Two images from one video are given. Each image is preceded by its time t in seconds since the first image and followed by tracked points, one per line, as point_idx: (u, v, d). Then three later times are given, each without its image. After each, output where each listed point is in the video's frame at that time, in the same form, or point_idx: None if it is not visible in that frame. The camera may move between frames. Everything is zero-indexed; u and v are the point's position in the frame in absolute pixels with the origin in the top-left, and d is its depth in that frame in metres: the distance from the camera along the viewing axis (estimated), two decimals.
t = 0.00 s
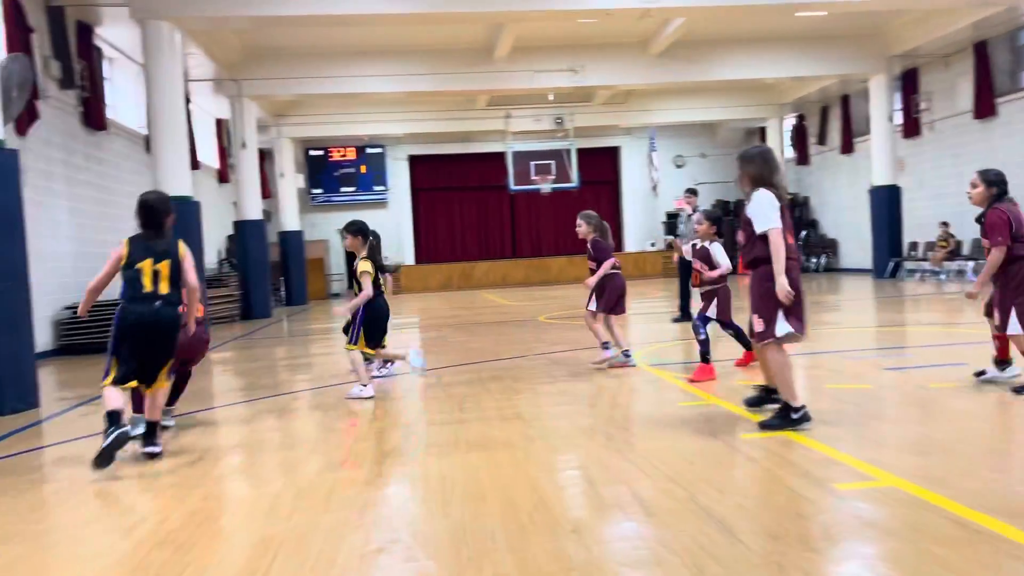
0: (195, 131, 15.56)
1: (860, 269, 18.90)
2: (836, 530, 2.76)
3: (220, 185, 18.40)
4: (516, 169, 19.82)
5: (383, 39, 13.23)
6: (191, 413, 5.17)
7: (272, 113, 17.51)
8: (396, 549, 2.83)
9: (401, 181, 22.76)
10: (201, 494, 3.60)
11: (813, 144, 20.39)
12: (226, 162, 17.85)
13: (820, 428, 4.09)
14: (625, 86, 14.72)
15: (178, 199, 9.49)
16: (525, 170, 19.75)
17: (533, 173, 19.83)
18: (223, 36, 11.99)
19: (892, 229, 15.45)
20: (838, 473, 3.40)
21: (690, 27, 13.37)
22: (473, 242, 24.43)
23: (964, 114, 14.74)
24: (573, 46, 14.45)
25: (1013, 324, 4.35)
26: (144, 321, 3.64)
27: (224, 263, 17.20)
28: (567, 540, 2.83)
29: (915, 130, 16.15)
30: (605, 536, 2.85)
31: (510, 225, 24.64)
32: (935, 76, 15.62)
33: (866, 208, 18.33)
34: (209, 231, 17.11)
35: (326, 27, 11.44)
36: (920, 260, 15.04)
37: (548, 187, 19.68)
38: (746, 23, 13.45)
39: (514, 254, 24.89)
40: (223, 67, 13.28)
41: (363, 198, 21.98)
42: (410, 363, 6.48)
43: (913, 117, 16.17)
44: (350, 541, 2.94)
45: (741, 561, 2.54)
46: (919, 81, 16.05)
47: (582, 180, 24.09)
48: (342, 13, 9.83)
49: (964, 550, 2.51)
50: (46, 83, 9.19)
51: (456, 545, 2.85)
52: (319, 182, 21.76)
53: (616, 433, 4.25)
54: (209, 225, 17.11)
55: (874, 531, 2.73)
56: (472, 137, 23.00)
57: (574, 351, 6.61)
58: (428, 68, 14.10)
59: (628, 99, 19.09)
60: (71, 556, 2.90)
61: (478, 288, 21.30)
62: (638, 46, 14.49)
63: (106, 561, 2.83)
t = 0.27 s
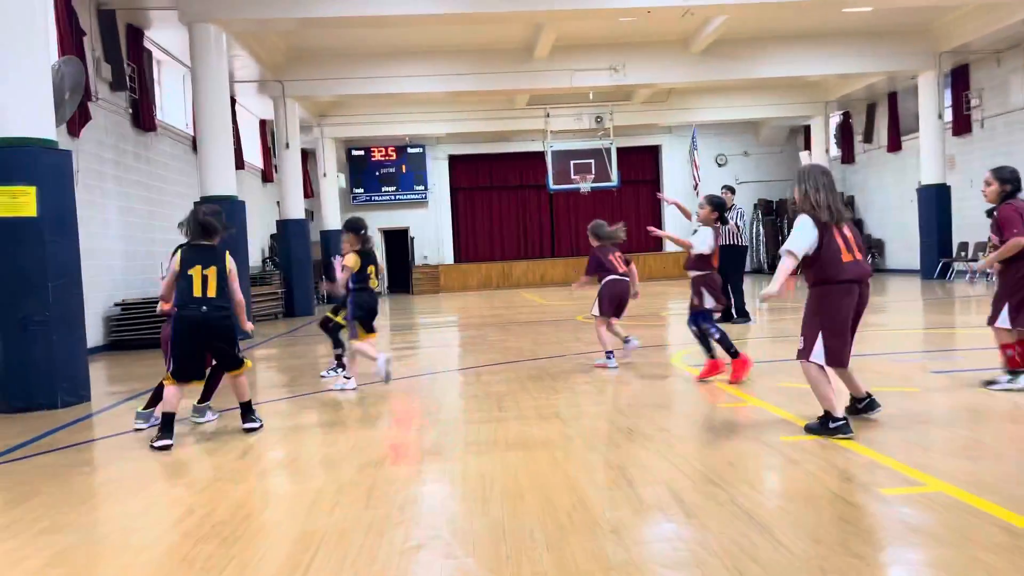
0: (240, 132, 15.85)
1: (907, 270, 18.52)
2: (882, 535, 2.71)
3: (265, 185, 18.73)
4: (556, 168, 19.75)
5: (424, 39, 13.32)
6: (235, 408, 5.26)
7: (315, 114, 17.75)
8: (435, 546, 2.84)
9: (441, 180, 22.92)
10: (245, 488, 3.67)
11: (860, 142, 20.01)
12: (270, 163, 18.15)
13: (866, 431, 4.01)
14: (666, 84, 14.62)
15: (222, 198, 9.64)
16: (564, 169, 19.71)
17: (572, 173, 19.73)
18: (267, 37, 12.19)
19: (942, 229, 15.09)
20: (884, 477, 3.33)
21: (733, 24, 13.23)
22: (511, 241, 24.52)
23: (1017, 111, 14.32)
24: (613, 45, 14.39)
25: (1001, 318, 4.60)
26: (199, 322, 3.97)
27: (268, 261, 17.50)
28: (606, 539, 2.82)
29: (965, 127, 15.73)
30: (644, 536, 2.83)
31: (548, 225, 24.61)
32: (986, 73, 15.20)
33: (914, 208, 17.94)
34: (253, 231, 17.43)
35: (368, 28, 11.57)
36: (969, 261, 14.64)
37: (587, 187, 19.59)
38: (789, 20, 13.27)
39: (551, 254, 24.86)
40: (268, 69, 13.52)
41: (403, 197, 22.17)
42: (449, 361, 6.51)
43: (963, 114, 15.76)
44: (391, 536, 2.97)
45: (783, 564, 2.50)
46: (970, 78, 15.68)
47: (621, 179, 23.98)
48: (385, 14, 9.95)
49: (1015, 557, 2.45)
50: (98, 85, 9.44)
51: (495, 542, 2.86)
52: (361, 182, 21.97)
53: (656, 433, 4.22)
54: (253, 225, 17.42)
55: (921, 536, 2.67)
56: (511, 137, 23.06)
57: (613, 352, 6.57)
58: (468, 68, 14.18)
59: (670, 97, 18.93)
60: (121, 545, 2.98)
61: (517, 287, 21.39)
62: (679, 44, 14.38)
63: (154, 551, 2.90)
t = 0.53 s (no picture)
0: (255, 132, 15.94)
1: (924, 270, 18.34)
2: (899, 537, 2.68)
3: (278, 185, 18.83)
4: (570, 167, 19.70)
5: (440, 39, 13.34)
6: (252, 407, 5.29)
7: (330, 114, 17.81)
8: (450, 545, 2.85)
9: (454, 180, 22.95)
10: (262, 487, 3.69)
11: (875, 141, 19.85)
12: (284, 163, 18.25)
13: (884, 433, 3.97)
14: (680, 83, 14.56)
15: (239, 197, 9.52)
16: (578, 169, 19.68)
17: (586, 172, 19.69)
18: (282, 38, 12.25)
19: (960, 228, 14.94)
20: (901, 479, 3.29)
21: (749, 22, 13.17)
22: (523, 241, 24.54)
23: None
24: (628, 45, 14.35)
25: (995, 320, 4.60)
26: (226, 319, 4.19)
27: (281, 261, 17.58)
28: (621, 539, 2.81)
29: (984, 125, 15.58)
30: (658, 537, 2.82)
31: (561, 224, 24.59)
32: (1005, 71, 15.04)
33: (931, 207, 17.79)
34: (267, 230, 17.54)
35: (383, 29, 11.59)
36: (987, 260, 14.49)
37: (601, 186, 19.52)
38: (807, 19, 13.18)
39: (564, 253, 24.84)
40: (284, 69, 13.60)
41: (417, 197, 22.22)
42: (465, 360, 6.52)
43: (982, 112, 15.62)
44: (405, 535, 2.98)
45: (799, 566, 2.48)
46: (989, 76, 15.52)
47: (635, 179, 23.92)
48: (400, 14, 9.98)
49: None
50: (116, 85, 9.53)
51: (510, 541, 2.86)
52: (375, 182, 22.04)
53: (672, 434, 4.20)
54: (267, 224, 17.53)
55: (940, 539, 2.65)
56: (524, 137, 23.05)
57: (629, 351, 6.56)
58: (483, 68, 14.20)
59: (684, 96, 18.87)
60: (137, 543, 3.00)
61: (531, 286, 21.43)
62: (694, 43, 14.30)
63: (171, 549, 2.92)
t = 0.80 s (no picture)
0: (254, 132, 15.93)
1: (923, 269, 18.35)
2: (898, 536, 2.68)
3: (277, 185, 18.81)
4: (570, 167, 19.68)
5: (439, 39, 13.33)
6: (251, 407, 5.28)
7: (329, 114, 17.81)
8: (450, 545, 2.85)
9: (453, 180, 22.95)
10: (261, 487, 3.69)
11: (874, 139, 19.87)
12: (283, 163, 18.23)
13: (883, 432, 3.97)
14: (679, 82, 14.56)
15: (238, 199, 9.52)
16: (577, 168, 19.67)
17: (585, 172, 19.68)
18: (280, 38, 12.24)
19: (958, 226, 14.95)
20: (900, 478, 3.29)
21: (749, 21, 13.16)
22: (523, 241, 24.55)
23: None
24: (626, 44, 14.34)
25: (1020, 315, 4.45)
26: (260, 303, 4.38)
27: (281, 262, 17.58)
28: (619, 539, 2.81)
29: (983, 124, 15.60)
30: (657, 536, 2.82)
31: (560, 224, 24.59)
32: (1004, 69, 15.04)
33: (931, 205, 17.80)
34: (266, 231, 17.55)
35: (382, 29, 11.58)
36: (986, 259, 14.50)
37: (600, 185, 19.51)
38: (807, 17, 13.18)
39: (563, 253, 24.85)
40: (283, 69, 13.58)
41: (417, 197, 22.23)
42: (464, 360, 6.52)
43: (981, 110, 15.63)
44: (405, 535, 2.97)
45: (798, 565, 2.48)
46: (988, 74, 15.52)
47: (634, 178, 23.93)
48: (399, 14, 9.97)
49: None
50: (113, 86, 9.52)
51: (509, 541, 2.86)
52: (374, 182, 22.03)
53: (671, 433, 4.20)
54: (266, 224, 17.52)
55: (939, 538, 2.64)
56: (523, 136, 23.05)
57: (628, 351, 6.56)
58: (483, 68, 14.19)
59: (683, 96, 18.90)
60: (137, 544, 3.01)
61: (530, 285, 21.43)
62: (693, 42, 14.30)
63: (171, 549, 2.93)
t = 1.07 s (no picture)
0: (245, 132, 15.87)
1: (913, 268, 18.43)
2: (887, 534, 2.70)
3: (269, 185, 18.76)
4: (561, 167, 19.68)
5: (430, 39, 13.31)
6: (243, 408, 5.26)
7: (320, 114, 17.77)
8: (441, 546, 2.84)
9: (444, 180, 22.94)
10: (253, 488, 3.68)
11: (864, 139, 19.96)
12: (274, 163, 18.18)
13: (873, 430, 3.99)
14: (671, 83, 14.58)
15: (228, 197, 9.45)
16: (568, 168, 19.66)
17: (577, 172, 19.67)
18: (270, 38, 12.19)
19: (948, 225, 15.03)
20: (890, 476, 3.31)
21: (740, 22, 13.18)
22: (515, 240, 24.55)
23: None
24: (616, 44, 14.38)
25: None
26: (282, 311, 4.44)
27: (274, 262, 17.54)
28: (611, 538, 2.82)
29: (972, 123, 15.69)
30: (649, 536, 2.82)
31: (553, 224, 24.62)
32: (993, 69, 15.11)
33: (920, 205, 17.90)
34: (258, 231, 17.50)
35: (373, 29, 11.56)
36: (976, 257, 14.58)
37: (592, 185, 19.52)
38: (797, 18, 13.21)
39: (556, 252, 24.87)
40: (274, 69, 13.54)
41: (408, 197, 22.19)
42: (457, 361, 6.51)
43: (970, 110, 15.71)
44: (396, 536, 2.97)
45: (788, 564, 2.49)
46: (977, 74, 15.60)
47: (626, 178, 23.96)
48: (389, 15, 9.96)
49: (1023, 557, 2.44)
50: (103, 86, 9.46)
51: (500, 542, 2.85)
52: (366, 182, 21.98)
53: (663, 433, 4.21)
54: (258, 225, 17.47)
55: (927, 535, 2.66)
56: (516, 136, 23.05)
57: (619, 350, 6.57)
58: (474, 68, 14.19)
59: (674, 96, 18.92)
60: (127, 545, 3.00)
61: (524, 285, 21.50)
62: (683, 42, 14.35)
63: (161, 551, 2.92)
